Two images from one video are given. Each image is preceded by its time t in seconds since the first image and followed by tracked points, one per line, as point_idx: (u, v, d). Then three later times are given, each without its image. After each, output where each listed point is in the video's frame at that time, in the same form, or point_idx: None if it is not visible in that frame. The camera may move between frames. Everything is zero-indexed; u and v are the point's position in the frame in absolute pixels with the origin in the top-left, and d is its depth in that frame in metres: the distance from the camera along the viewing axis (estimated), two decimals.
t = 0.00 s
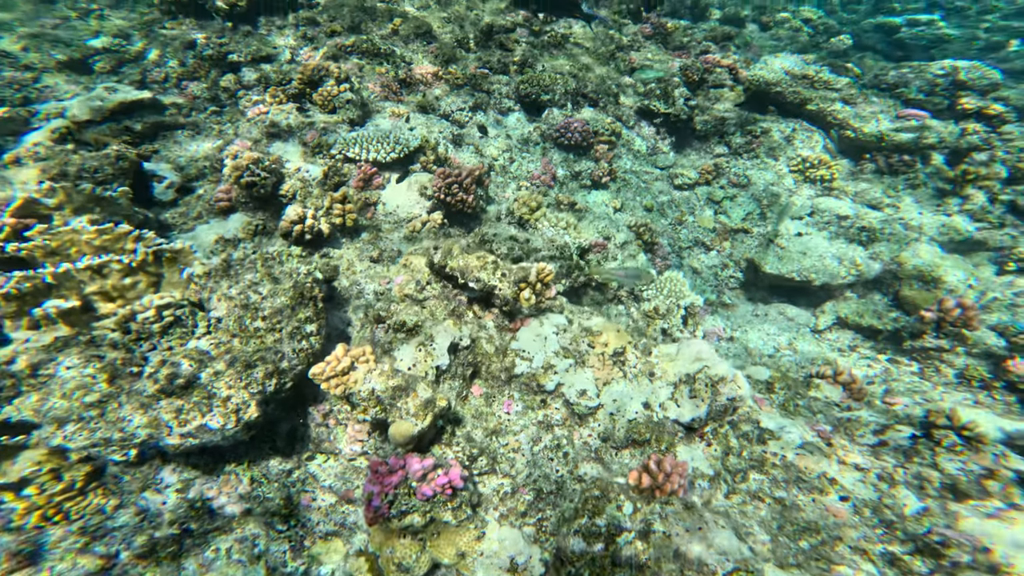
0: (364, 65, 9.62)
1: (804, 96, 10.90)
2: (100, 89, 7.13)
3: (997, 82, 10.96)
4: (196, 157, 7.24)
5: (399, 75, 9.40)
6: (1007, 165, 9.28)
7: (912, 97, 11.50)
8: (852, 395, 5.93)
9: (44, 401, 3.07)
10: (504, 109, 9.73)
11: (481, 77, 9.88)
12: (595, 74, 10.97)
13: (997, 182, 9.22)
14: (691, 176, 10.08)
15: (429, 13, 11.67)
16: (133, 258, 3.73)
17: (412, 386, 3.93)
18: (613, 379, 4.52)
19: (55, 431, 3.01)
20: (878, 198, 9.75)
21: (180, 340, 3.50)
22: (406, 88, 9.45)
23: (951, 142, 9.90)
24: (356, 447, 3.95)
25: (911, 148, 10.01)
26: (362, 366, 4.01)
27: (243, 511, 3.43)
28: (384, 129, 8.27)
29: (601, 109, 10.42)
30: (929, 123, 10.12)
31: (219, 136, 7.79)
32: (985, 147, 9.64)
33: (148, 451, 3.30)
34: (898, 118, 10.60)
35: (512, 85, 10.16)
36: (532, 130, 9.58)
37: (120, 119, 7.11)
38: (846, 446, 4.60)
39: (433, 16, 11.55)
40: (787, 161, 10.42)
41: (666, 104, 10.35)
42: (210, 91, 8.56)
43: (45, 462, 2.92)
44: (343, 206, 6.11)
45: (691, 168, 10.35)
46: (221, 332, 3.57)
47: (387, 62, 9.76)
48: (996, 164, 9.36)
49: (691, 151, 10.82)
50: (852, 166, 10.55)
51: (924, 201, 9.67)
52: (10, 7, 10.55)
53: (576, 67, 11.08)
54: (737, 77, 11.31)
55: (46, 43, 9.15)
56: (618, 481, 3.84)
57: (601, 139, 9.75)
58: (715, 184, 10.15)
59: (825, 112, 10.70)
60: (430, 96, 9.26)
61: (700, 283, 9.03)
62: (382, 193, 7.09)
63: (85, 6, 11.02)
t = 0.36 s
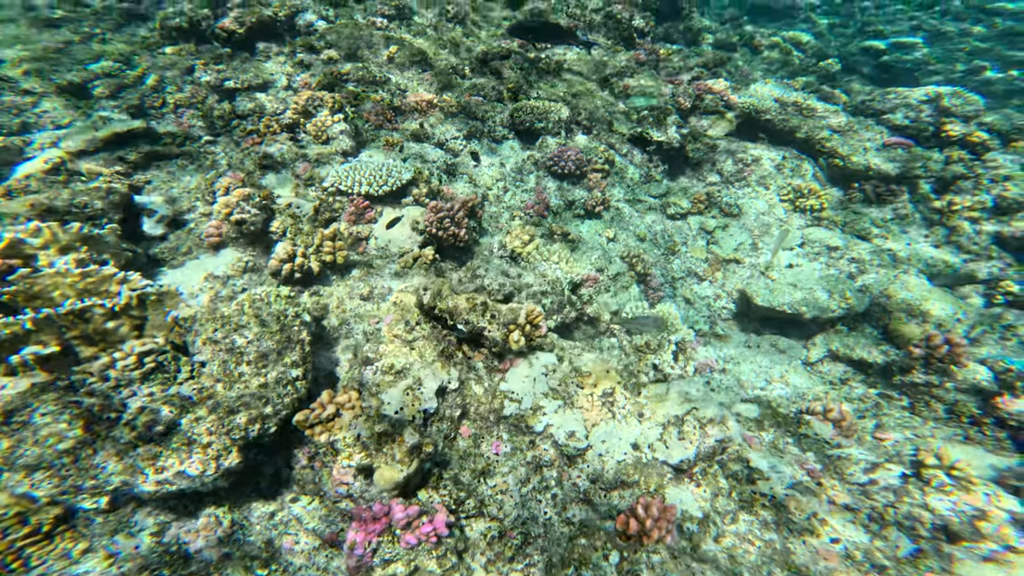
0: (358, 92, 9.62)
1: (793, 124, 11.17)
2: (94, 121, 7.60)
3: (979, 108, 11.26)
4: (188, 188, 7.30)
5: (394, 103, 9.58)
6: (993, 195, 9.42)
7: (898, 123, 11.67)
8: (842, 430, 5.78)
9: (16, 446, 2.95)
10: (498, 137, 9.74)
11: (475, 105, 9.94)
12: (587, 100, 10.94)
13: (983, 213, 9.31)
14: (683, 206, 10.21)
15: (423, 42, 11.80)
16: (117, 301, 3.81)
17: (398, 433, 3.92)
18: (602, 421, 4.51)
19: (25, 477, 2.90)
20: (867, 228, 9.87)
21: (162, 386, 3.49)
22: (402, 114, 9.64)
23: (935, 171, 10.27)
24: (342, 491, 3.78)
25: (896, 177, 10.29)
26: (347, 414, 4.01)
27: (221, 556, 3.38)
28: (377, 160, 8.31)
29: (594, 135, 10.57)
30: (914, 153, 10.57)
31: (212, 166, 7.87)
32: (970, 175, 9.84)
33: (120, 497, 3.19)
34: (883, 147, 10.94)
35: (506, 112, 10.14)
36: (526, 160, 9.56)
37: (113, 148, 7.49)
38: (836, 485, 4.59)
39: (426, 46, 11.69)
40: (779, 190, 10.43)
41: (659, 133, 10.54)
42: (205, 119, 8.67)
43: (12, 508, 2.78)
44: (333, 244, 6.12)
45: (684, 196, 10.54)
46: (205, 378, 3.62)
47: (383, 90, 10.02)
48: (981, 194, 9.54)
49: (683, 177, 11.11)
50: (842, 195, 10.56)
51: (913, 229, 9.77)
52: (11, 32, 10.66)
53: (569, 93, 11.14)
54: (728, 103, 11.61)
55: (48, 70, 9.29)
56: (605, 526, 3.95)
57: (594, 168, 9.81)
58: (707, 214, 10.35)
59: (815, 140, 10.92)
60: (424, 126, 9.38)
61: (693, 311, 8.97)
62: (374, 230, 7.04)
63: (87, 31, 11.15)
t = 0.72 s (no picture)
0: (355, 120, 9.68)
1: (784, 151, 11.19)
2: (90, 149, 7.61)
3: (967, 133, 11.17)
4: (181, 220, 7.33)
5: (388, 130, 9.56)
6: (981, 224, 9.59)
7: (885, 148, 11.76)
8: (833, 467, 5.75)
9: None
10: (491, 165, 9.83)
11: (469, 132, 10.10)
12: (581, 128, 11.01)
13: (971, 242, 9.47)
14: (676, 235, 10.21)
15: (420, 66, 11.90)
16: (99, 345, 3.81)
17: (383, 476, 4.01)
18: (591, 459, 4.51)
19: None
20: (860, 259, 10.01)
21: (142, 430, 3.48)
22: (397, 142, 9.68)
23: (923, 200, 10.37)
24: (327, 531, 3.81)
25: (884, 207, 10.37)
26: (331, 458, 4.02)
27: None
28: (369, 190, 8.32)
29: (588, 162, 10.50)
30: (904, 181, 10.68)
31: (204, 196, 7.87)
32: (958, 204, 10.01)
33: (87, 544, 2.95)
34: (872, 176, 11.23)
35: (500, 140, 10.29)
36: (519, 187, 9.67)
37: (108, 177, 7.51)
38: (828, 524, 4.54)
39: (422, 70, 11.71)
40: (769, 220, 10.57)
41: (652, 159, 10.47)
42: (201, 148, 8.76)
43: None
44: (322, 281, 6.14)
45: (677, 225, 10.51)
46: (187, 421, 3.59)
47: (376, 117, 9.86)
48: (971, 221, 9.71)
49: (676, 206, 11.08)
50: (831, 224, 10.71)
51: (902, 261, 9.88)
52: (15, 57, 10.77)
53: (562, 120, 11.14)
54: (721, 128, 12.24)
55: (49, 95, 9.36)
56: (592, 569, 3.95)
57: (588, 197, 9.84)
58: (701, 242, 10.30)
59: (806, 168, 10.96)
60: (418, 153, 9.44)
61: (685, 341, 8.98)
62: (366, 261, 6.97)
63: (89, 53, 11.22)
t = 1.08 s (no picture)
0: (347, 150, 9.92)
1: (771, 180, 11.16)
2: (76, 182, 7.64)
3: (944, 162, 12.14)
4: (167, 255, 7.33)
5: (381, 160, 9.77)
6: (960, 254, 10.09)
7: (869, 176, 12.21)
8: (819, 503, 5.77)
9: None
10: (483, 195, 9.91)
11: (461, 162, 10.20)
12: (569, 156, 11.17)
13: (952, 273, 9.95)
14: (665, 267, 10.26)
15: (415, 93, 12.03)
16: (70, 393, 3.82)
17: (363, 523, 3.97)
18: (577, 501, 4.52)
19: None
20: (844, 291, 9.99)
21: (109, 479, 3.32)
22: (389, 170, 9.76)
23: (904, 231, 10.78)
24: None
25: (866, 239, 10.56)
26: (310, 507, 3.88)
27: None
28: (359, 223, 8.48)
29: (579, 192, 10.67)
30: (888, 212, 10.98)
31: (192, 229, 7.87)
32: (939, 235, 10.55)
33: None
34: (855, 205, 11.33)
35: (491, 169, 10.35)
36: (510, 217, 9.75)
37: (93, 212, 7.51)
38: (812, 565, 4.57)
39: (413, 98, 11.73)
40: (756, 250, 10.39)
41: (641, 190, 10.69)
42: (190, 179, 8.79)
43: None
44: (308, 320, 6.13)
45: (666, 256, 10.53)
46: (158, 469, 3.56)
47: (369, 149, 10.08)
48: (951, 253, 10.21)
49: (666, 235, 10.98)
50: (818, 255, 10.66)
51: (886, 293, 9.96)
52: (10, 81, 10.81)
53: (554, 146, 11.44)
54: (709, 157, 12.48)
55: (40, 123, 9.38)
56: None
57: (578, 226, 10.05)
58: (690, 274, 10.25)
59: (792, 198, 10.92)
60: (409, 182, 9.50)
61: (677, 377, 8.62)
62: (354, 298, 7.10)
63: (84, 77, 11.27)
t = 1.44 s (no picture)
0: (339, 180, 10.00)
1: (761, 212, 10.96)
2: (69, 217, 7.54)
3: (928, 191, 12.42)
4: (157, 291, 7.34)
5: (374, 191, 9.83)
6: (947, 288, 10.41)
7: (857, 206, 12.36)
8: (810, 545, 5.70)
9: None
10: (475, 226, 9.96)
11: (455, 193, 10.18)
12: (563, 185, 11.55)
13: (939, 305, 10.07)
14: (657, 298, 10.10)
15: (409, 121, 12.19)
16: (45, 441, 3.79)
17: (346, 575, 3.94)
18: (564, 545, 4.64)
19: None
20: (832, 324, 9.93)
21: (77, 530, 3.38)
22: (382, 202, 9.87)
23: (892, 265, 10.94)
24: None
25: (853, 271, 10.59)
26: (289, 560, 3.83)
27: None
28: (351, 258, 8.52)
29: (572, 222, 10.93)
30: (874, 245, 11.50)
31: (183, 264, 7.86)
32: (927, 267, 10.79)
33: None
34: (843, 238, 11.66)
35: (485, 199, 10.44)
36: (504, 249, 9.85)
37: (83, 249, 7.39)
38: None
39: (409, 128, 11.82)
40: (748, 281, 10.26)
41: (634, 221, 10.81)
42: (183, 212, 8.86)
43: None
44: (298, 359, 6.15)
45: (659, 287, 10.46)
46: (131, 518, 3.59)
47: (362, 179, 10.19)
48: (939, 286, 10.48)
49: (658, 265, 10.98)
50: (808, 285, 10.85)
51: (874, 325, 9.93)
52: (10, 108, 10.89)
53: (547, 176, 11.75)
54: (700, 185, 12.57)
55: (36, 153, 9.45)
56: None
57: (571, 258, 10.16)
58: (681, 304, 10.15)
59: (781, 228, 10.85)
60: (403, 214, 9.62)
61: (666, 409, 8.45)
62: (345, 336, 7.11)
63: (83, 105, 11.38)
